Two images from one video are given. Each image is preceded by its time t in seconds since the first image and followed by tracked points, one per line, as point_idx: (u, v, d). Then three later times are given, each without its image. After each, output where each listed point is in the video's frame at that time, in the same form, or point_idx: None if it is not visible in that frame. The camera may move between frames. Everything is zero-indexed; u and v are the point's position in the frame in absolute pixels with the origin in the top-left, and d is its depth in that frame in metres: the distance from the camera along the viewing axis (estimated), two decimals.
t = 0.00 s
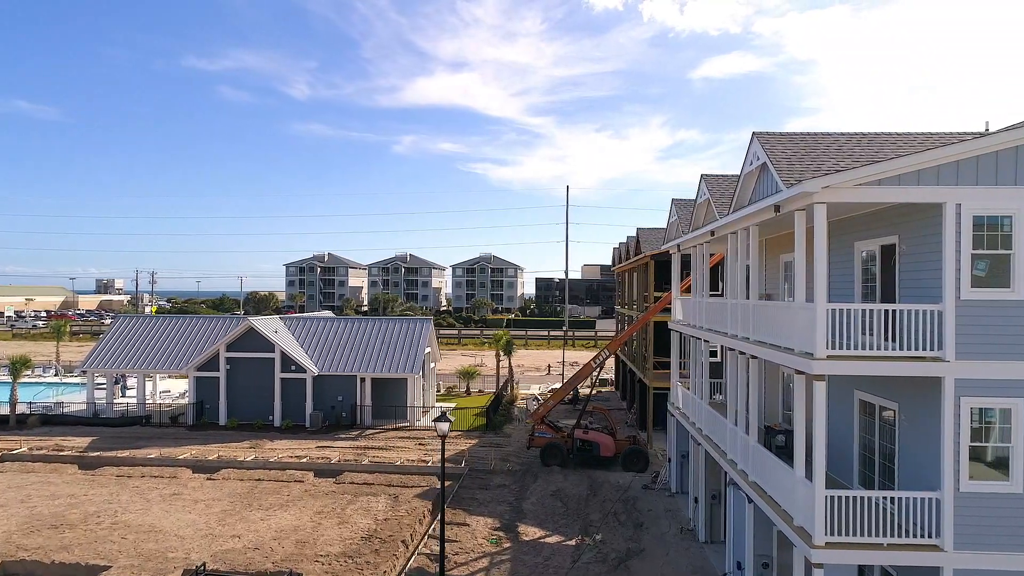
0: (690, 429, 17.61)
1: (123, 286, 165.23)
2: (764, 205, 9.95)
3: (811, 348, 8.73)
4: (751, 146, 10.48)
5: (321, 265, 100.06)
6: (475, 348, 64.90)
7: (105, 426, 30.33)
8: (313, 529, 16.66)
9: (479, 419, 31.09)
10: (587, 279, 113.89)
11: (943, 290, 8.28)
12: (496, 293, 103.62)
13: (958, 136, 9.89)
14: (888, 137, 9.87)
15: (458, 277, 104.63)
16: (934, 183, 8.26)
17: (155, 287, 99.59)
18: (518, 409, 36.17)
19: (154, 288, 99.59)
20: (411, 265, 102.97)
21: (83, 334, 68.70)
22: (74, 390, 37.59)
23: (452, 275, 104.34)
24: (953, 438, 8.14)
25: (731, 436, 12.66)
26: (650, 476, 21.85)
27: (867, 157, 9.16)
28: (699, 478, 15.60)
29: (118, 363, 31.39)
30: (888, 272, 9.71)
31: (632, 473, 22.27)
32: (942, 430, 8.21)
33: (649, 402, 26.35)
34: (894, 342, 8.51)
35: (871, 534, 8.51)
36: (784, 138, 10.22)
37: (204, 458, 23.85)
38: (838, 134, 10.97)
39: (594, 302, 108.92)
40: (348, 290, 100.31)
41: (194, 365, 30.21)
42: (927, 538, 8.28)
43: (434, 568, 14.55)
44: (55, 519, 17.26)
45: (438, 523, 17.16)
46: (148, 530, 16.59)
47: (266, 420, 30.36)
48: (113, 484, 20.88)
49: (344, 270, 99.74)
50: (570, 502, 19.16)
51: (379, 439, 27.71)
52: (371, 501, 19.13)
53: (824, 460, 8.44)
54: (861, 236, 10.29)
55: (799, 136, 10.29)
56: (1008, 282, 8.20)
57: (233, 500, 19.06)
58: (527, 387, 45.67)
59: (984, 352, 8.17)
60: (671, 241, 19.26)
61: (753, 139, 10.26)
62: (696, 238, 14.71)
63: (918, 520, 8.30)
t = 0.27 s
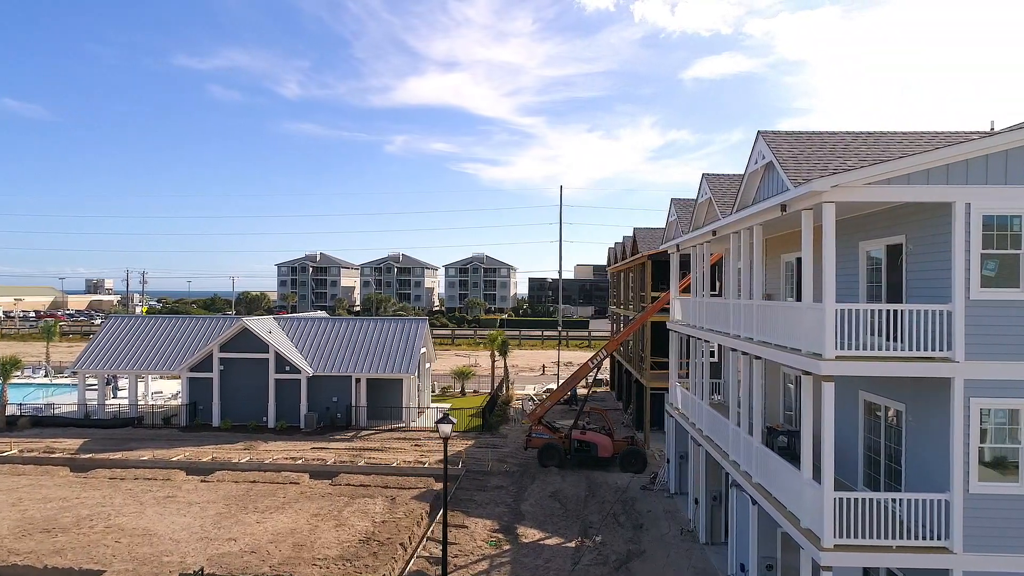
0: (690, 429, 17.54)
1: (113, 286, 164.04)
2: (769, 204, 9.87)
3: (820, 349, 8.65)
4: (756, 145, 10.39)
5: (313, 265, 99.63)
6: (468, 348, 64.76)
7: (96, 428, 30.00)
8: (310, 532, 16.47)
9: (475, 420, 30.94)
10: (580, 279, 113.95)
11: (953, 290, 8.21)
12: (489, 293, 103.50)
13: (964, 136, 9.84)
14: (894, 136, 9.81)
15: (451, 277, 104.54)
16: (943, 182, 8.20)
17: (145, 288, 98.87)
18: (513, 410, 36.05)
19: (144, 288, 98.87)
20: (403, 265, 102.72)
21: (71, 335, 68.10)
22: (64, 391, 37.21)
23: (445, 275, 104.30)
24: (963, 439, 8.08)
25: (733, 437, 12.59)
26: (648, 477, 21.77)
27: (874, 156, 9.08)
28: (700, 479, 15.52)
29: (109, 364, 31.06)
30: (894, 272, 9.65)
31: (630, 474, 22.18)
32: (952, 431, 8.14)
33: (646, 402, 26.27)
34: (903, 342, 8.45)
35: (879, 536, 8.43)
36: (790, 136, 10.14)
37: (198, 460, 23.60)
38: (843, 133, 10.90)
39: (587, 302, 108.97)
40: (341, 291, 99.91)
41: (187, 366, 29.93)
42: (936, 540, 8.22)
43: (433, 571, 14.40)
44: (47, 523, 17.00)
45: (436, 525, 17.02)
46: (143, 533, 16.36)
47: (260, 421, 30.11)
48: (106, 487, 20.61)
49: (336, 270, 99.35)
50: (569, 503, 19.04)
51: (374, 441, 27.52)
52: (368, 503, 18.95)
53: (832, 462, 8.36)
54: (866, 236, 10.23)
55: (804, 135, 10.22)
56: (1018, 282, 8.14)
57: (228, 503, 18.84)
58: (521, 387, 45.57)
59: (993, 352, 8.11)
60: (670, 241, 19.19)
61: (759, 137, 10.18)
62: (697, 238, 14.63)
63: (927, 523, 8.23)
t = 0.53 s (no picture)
0: (688, 429, 17.47)
1: (101, 286, 162.72)
2: (773, 203, 9.80)
3: (827, 349, 8.57)
4: (760, 144, 10.31)
5: (304, 265, 99.12)
6: (460, 349, 64.58)
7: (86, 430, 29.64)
8: (306, 535, 16.28)
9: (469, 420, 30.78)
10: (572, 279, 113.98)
11: (961, 290, 8.14)
12: (481, 293, 103.33)
13: (969, 134, 9.79)
14: (899, 134, 9.74)
15: (443, 277, 104.19)
16: (951, 181, 8.13)
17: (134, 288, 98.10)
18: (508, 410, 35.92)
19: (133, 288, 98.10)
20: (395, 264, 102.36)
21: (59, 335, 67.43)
22: (53, 392, 36.77)
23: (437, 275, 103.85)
24: (971, 440, 8.01)
25: (735, 438, 12.51)
26: (645, 478, 21.69)
27: (880, 155, 9.02)
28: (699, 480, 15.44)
29: (100, 365, 30.70)
30: (899, 272, 9.60)
31: (627, 474, 22.09)
32: (960, 432, 8.07)
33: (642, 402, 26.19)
34: (911, 342, 8.38)
35: (887, 538, 8.35)
36: (794, 135, 10.06)
37: (191, 462, 23.33)
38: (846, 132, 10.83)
39: (579, 302, 108.99)
40: (332, 290, 99.44)
41: (179, 367, 29.62)
42: (944, 542, 8.14)
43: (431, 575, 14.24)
44: (37, 527, 16.72)
45: (433, 528, 16.86)
46: (135, 537, 16.12)
47: (252, 423, 29.84)
48: (97, 490, 20.32)
49: (327, 270, 98.88)
50: (566, 504, 18.93)
51: (369, 442, 27.31)
52: (363, 505, 18.76)
53: (840, 463, 8.28)
54: (870, 236, 10.17)
55: (809, 134, 10.14)
56: None
57: (222, 505, 18.61)
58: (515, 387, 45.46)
59: (1002, 352, 8.05)
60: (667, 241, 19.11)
61: (763, 136, 10.11)
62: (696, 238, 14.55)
63: (935, 524, 8.16)
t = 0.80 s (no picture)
0: (686, 430, 17.41)
1: (88, 285, 161.34)
2: (778, 202, 9.71)
3: (834, 350, 8.49)
4: (763, 143, 10.23)
5: (294, 265, 98.59)
6: (451, 349, 64.36)
7: (75, 431, 29.26)
8: (301, 537, 16.09)
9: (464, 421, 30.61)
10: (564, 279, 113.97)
11: (968, 290, 8.08)
12: (473, 293, 103.13)
13: (972, 134, 9.76)
14: (903, 133, 9.68)
15: (434, 277, 103.87)
16: (959, 180, 8.07)
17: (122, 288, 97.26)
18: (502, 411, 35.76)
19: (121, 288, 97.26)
20: (385, 264, 101.98)
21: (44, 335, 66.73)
22: (41, 394, 36.29)
23: (428, 274, 103.46)
24: (979, 441, 7.95)
25: (736, 439, 12.44)
26: (641, 478, 21.60)
27: (886, 154, 8.95)
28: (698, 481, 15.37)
29: (89, 366, 30.33)
30: (903, 272, 9.54)
31: (623, 475, 22.00)
32: (968, 433, 8.01)
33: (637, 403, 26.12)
34: (919, 343, 8.32)
35: (894, 541, 8.28)
36: (798, 134, 9.98)
37: (183, 464, 23.05)
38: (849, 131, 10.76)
39: (570, 301, 108.99)
40: (322, 290, 98.94)
41: (170, 368, 29.30)
42: (952, 544, 8.08)
43: None
44: (27, 531, 16.44)
45: (430, 530, 16.71)
46: (128, 541, 15.87)
47: (245, 424, 29.56)
48: (88, 493, 20.03)
49: (318, 269, 98.37)
50: (564, 506, 18.81)
51: (362, 443, 27.10)
52: (359, 507, 18.59)
53: (848, 465, 8.20)
54: (874, 236, 10.11)
55: (813, 132, 10.07)
56: None
57: (215, 508, 18.38)
58: (508, 388, 45.32)
59: (1009, 353, 8.00)
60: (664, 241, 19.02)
61: (767, 134, 10.02)
62: (696, 238, 14.46)
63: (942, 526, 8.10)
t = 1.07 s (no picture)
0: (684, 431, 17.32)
1: (75, 286, 159.95)
2: (782, 202, 9.61)
3: (841, 351, 8.38)
4: (767, 141, 10.13)
5: (285, 265, 98.07)
6: (443, 349, 64.15)
7: (64, 433, 28.87)
8: (296, 541, 15.88)
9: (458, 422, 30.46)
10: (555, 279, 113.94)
11: (976, 290, 8.00)
12: (464, 293, 102.93)
13: (977, 133, 9.70)
14: (908, 132, 9.60)
15: (426, 277, 103.53)
16: (967, 180, 7.99)
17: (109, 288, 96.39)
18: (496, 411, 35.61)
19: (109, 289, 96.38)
20: (376, 264, 101.58)
21: (31, 336, 66.14)
22: (28, 395, 35.80)
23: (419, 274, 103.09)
24: (986, 443, 7.87)
25: (737, 440, 12.35)
26: (637, 479, 21.51)
27: (892, 153, 8.86)
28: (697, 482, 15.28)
29: (78, 367, 29.94)
30: (908, 272, 9.46)
31: (620, 476, 21.90)
32: (976, 435, 7.93)
33: (633, 403, 26.01)
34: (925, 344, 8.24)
35: (900, 544, 8.20)
36: (803, 132, 9.88)
37: (174, 467, 22.76)
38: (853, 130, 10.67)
39: (562, 301, 108.99)
40: (313, 291, 98.46)
41: (160, 369, 28.95)
42: (959, 547, 8.00)
43: None
44: (15, 536, 16.14)
45: (426, 533, 16.55)
46: (119, 545, 15.61)
47: (236, 425, 29.25)
48: (77, 496, 19.72)
49: (308, 270, 97.85)
50: (561, 507, 18.69)
51: (356, 444, 26.87)
52: (354, 510, 18.39)
53: (855, 468, 8.11)
54: (877, 235, 10.04)
55: (817, 131, 9.97)
56: None
57: (208, 511, 18.13)
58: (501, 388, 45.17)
59: (1016, 354, 7.93)
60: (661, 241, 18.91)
61: (771, 133, 9.91)
62: (695, 238, 14.35)
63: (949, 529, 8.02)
